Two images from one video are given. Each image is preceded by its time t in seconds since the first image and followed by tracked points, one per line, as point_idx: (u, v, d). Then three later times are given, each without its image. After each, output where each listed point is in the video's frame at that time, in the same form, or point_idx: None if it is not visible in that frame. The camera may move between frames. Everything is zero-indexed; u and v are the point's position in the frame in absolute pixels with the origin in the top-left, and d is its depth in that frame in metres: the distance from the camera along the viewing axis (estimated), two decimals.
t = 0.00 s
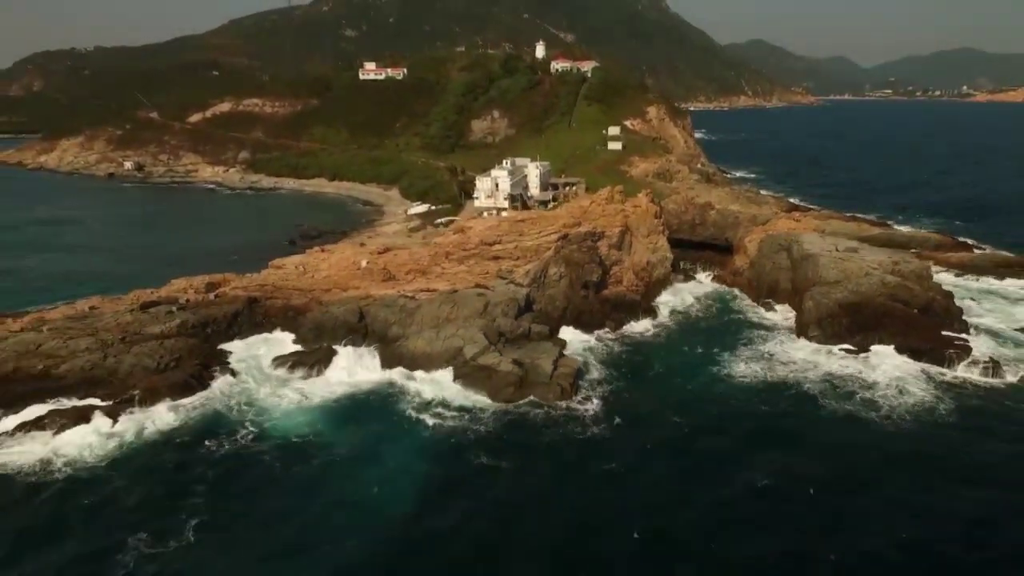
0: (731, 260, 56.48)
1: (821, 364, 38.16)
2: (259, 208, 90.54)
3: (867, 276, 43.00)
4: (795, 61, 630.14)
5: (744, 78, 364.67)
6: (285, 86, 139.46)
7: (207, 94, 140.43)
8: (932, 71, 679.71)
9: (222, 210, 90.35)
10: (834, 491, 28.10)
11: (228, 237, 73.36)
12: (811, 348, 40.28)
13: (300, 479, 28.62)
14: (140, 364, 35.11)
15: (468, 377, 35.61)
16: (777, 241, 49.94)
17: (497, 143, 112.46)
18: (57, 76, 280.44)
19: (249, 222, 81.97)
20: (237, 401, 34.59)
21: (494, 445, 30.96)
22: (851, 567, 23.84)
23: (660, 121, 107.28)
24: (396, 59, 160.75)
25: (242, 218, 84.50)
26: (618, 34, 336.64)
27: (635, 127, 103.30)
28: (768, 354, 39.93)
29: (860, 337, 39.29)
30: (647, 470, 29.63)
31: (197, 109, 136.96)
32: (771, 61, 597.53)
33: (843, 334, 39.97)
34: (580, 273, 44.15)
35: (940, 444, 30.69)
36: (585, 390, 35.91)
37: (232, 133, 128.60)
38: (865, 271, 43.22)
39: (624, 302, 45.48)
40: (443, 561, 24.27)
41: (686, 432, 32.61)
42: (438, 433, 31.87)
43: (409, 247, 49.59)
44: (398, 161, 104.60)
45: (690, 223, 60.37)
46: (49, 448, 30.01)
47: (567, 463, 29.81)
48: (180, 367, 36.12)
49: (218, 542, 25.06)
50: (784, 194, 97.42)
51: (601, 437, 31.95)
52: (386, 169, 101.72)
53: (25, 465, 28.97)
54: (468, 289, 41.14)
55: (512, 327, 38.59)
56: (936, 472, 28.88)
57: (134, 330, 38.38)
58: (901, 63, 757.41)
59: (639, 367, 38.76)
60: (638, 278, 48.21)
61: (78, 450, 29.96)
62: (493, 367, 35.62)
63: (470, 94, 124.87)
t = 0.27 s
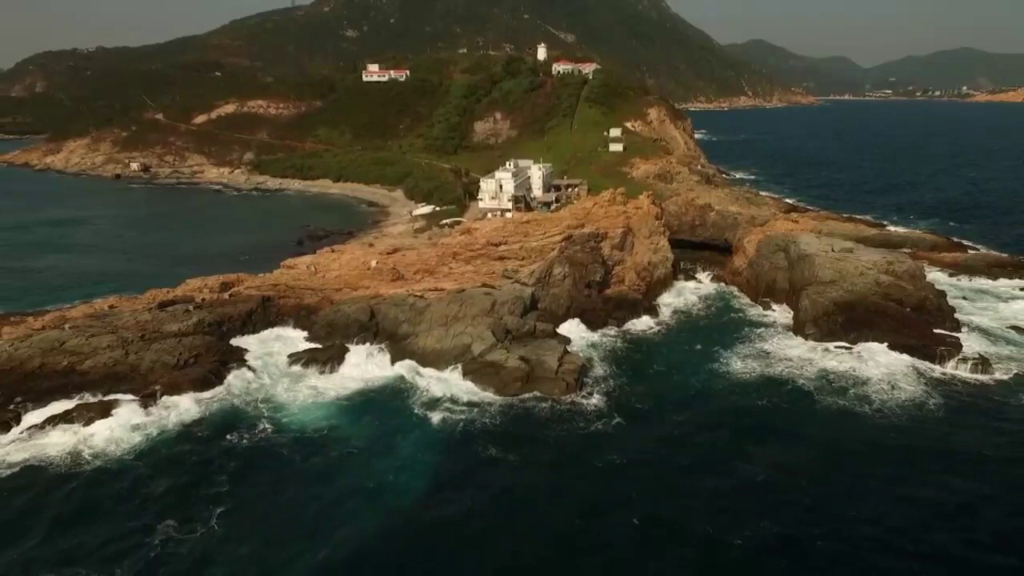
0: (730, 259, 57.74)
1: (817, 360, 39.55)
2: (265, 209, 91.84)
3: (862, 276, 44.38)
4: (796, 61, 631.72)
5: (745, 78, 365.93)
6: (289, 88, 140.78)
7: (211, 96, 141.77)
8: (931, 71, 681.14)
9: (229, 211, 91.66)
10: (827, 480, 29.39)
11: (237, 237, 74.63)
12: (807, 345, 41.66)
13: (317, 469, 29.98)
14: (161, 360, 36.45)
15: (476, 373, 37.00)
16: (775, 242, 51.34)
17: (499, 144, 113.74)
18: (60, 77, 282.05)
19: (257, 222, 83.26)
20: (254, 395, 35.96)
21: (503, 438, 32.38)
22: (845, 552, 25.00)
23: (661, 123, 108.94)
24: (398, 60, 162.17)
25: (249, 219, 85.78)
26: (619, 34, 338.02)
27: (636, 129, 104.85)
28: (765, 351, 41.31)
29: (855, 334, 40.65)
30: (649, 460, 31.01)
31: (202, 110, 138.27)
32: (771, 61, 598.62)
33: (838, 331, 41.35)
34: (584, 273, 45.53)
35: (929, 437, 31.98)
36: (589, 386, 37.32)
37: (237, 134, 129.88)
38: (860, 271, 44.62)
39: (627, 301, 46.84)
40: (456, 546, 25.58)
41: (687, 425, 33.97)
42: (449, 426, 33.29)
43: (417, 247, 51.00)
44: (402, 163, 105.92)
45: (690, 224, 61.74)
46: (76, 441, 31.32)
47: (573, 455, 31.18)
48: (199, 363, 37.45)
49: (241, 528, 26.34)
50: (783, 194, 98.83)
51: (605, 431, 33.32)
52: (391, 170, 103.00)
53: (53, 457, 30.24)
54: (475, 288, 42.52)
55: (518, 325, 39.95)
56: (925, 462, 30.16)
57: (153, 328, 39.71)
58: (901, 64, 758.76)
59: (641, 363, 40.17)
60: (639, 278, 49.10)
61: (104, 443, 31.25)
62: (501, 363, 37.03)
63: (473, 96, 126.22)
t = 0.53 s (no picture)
0: (730, 260, 59.03)
1: (813, 357, 40.88)
2: (271, 210, 93.08)
3: (857, 276, 45.76)
4: (795, 61, 633.06)
5: (744, 78, 367.25)
6: (293, 90, 142.07)
7: (216, 98, 143.05)
8: (931, 71, 682.29)
9: (236, 212, 92.91)
10: (823, 471, 30.69)
11: (245, 237, 75.89)
12: (804, 342, 43.01)
13: (334, 461, 31.32)
14: (180, 357, 37.75)
15: (484, 369, 38.36)
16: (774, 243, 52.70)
17: (502, 146, 115.08)
18: (62, 78, 283.42)
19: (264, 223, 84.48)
20: (270, 390, 37.31)
21: (510, 432, 33.73)
22: (839, 538, 26.29)
23: (661, 125, 110.78)
24: (401, 62, 163.48)
25: (256, 220, 87.03)
26: (619, 35, 339.22)
27: (637, 131, 106.34)
28: (763, 348, 42.66)
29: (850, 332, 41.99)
30: (651, 453, 32.35)
31: (207, 112, 139.55)
32: (771, 61, 599.76)
33: (834, 329, 42.68)
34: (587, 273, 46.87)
35: (921, 430, 33.28)
36: (593, 382, 38.64)
37: (242, 136, 131.16)
38: (856, 271, 46.03)
39: (629, 300, 48.15)
40: (469, 533, 26.91)
41: (687, 419, 35.31)
42: (459, 420, 34.65)
43: (424, 248, 52.36)
44: (406, 164, 107.19)
45: (690, 224, 63.06)
46: (102, 435, 32.64)
47: (580, 448, 32.49)
48: (216, 360, 38.76)
49: (263, 516, 27.64)
50: (782, 195, 100.17)
51: (609, 425, 34.65)
52: (395, 172, 104.27)
53: (80, 450, 31.55)
54: (482, 288, 43.85)
55: (524, 323, 41.28)
56: (916, 454, 31.47)
57: (171, 326, 41.04)
58: (901, 64, 759.88)
59: (643, 360, 41.52)
60: (641, 278, 50.68)
61: (129, 436, 32.57)
62: (508, 360, 38.40)
63: (475, 97, 127.47)
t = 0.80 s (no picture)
0: (729, 260, 60.33)
1: (809, 355, 42.25)
2: (278, 211, 94.34)
3: (853, 276, 47.20)
4: (795, 61, 634.49)
5: (745, 78, 368.58)
6: (297, 92, 143.41)
7: (221, 100, 144.46)
8: (931, 72, 683.52)
9: (243, 213, 94.24)
10: (817, 463, 32.04)
11: (253, 238, 77.14)
12: (801, 340, 44.35)
13: (349, 452, 32.70)
14: (198, 354, 39.17)
15: (492, 366, 39.77)
16: (773, 243, 54.11)
17: (504, 147, 116.41)
18: (65, 79, 284.89)
19: (271, 223, 85.78)
20: (286, 386, 38.63)
21: (518, 425, 35.17)
22: (832, 526, 27.65)
23: (662, 126, 111.93)
24: (404, 64, 164.87)
25: (264, 221, 88.24)
26: (620, 35, 340.54)
27: (638, 133, 107.71)
28: (761, 346, 43.97)
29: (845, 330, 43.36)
30: (653, 445, 33.73)
31: (212, 114, 140.94)
32: (771, 62, 601.01)
33: (830, 327, 44.02)
34: (590, 272, 48.25)
35: (912, 424, 34.62)
36: (596, 378, 40.00)
37: (247, 137, 132.53)
38: (852, 271, 47.47)
39: (632, 300, 49.42)
40: (480, 520, 28.29)
41: (689, 413, 36.69)
42: (469, 415, 36.01)
43: (431, 248, 53.76)
44: (410, 166, 108.39)
45: (690, 226, 64.41)
46: (126, 428, 34.03)
47: (584, 441, 33.90)
48: (232, 356, 40.12)
49: (284, 504, 29.02)
50: (782, 196, 101.36)
51: (612, 419, 36.03)
52: (399, 173, 105.51)
53: (106, 442, 32.95)
54: (488, 287, 45.20)
55: (529, 322, 42.65)
56: (907, 447, 32.79)
57: (188, 324, 42.41)
58: (901, 65, 760.88)
59: (645, 356, 42.88)
60: (643, 277, 51.89)
61: (152, 430, 33.94)
62: (514, 357, 39.82)
63: (478, 99, 128.66)
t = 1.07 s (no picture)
0: (729, 260, 61.48)
1: (806, 352, 43.45)
2: (283, 212, 95.53)
3: (849, 275, 48.42)
4: (795, 61, 635.76)
5: (745, 78, 369.68)
6: (301, 94, 144.66)
7: (225, 101, 145.71)
8: (931, 72, 684.57)
9: (248, 213, 95.42)
10: (813, 455, 33.21)
11: (260, 238, 78.31)
12: (798, 338, 45.59)
13: (362, 445, 33.91)
14: (213, 351, 40.39)
15: (498, 362, 41.00)
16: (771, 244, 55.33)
17: (506, 149, 117.57)
18: (67, 79, 286.15)
19: (277, 224, 86.96)
20: (299, 383, 39.83)
21: (524, 419, 36.39)
22: (827, 515, 28.84)
23: (662, 127, 113.10)
24: (406, 65, 166.04)
25: (270, 221, 89.40)
26: (620, 36, 341.64)
27: (639, 134, 108.90)
28: (759, 344, 45.19)
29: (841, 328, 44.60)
30: (655, 438, 34.94)
31: (216, 115, 142.17)
32: (771, 62, 601.96)
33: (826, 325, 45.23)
34: (593, 272, 49.49)
35: (905, 419, 35.76)
36: (599, 374, 41.20)
37: (251, 138, 133.71)
38: (848, 271, 48.70)
39: (634, 299, 50.62)
40: (489, 508, 29.48)
41: (690, 408, 37.93)
42: (476, 410, 37.25)
43: (437, 249, 55.03)
44: (413, 167, 109.54)
45: (691, 226, 65.62)
46: (147, 423, 35.28)
47: (588, 434, 35.14)
48: (246, 354, 41.31)
49: (300, 493, 30.20)
50: (781, 196, 102.51)
51: (615, 414, 37.25)
52: (402, 175, 106.63)
53: (128, 436, 34.20)
54: (494, 286, 46.43)
55: (534, 320, 43.86)
56: (900, 440, 34.04)
57: (201, 323, 43.59)
58: (901, 65, 761.59)
59: (647, 354, 44.11)
60: (644, 277, 52.94)
61: (171, 424, 35.18)
62: (519, 354, 41.06)
63: (480, 100, 129.79)
